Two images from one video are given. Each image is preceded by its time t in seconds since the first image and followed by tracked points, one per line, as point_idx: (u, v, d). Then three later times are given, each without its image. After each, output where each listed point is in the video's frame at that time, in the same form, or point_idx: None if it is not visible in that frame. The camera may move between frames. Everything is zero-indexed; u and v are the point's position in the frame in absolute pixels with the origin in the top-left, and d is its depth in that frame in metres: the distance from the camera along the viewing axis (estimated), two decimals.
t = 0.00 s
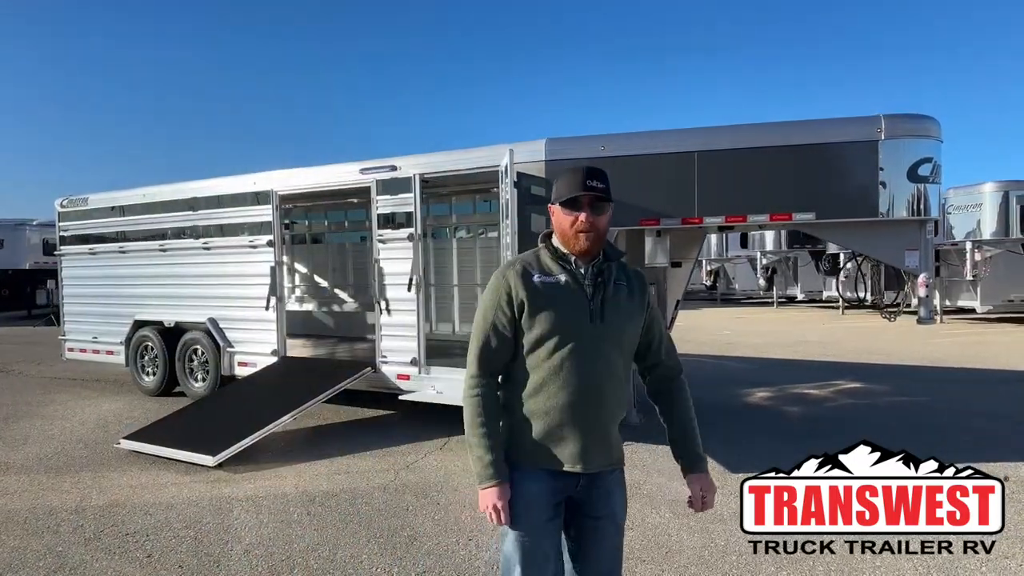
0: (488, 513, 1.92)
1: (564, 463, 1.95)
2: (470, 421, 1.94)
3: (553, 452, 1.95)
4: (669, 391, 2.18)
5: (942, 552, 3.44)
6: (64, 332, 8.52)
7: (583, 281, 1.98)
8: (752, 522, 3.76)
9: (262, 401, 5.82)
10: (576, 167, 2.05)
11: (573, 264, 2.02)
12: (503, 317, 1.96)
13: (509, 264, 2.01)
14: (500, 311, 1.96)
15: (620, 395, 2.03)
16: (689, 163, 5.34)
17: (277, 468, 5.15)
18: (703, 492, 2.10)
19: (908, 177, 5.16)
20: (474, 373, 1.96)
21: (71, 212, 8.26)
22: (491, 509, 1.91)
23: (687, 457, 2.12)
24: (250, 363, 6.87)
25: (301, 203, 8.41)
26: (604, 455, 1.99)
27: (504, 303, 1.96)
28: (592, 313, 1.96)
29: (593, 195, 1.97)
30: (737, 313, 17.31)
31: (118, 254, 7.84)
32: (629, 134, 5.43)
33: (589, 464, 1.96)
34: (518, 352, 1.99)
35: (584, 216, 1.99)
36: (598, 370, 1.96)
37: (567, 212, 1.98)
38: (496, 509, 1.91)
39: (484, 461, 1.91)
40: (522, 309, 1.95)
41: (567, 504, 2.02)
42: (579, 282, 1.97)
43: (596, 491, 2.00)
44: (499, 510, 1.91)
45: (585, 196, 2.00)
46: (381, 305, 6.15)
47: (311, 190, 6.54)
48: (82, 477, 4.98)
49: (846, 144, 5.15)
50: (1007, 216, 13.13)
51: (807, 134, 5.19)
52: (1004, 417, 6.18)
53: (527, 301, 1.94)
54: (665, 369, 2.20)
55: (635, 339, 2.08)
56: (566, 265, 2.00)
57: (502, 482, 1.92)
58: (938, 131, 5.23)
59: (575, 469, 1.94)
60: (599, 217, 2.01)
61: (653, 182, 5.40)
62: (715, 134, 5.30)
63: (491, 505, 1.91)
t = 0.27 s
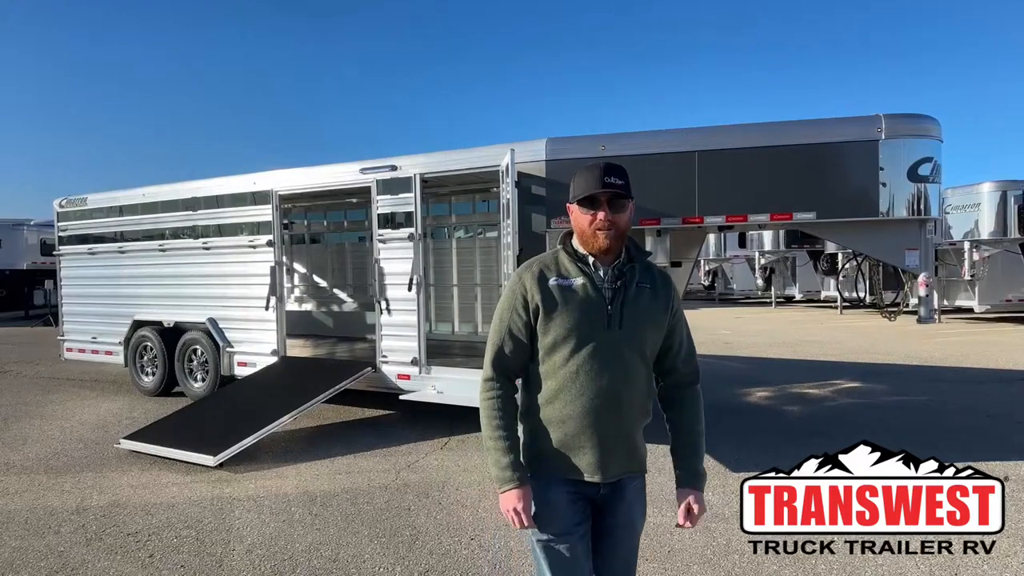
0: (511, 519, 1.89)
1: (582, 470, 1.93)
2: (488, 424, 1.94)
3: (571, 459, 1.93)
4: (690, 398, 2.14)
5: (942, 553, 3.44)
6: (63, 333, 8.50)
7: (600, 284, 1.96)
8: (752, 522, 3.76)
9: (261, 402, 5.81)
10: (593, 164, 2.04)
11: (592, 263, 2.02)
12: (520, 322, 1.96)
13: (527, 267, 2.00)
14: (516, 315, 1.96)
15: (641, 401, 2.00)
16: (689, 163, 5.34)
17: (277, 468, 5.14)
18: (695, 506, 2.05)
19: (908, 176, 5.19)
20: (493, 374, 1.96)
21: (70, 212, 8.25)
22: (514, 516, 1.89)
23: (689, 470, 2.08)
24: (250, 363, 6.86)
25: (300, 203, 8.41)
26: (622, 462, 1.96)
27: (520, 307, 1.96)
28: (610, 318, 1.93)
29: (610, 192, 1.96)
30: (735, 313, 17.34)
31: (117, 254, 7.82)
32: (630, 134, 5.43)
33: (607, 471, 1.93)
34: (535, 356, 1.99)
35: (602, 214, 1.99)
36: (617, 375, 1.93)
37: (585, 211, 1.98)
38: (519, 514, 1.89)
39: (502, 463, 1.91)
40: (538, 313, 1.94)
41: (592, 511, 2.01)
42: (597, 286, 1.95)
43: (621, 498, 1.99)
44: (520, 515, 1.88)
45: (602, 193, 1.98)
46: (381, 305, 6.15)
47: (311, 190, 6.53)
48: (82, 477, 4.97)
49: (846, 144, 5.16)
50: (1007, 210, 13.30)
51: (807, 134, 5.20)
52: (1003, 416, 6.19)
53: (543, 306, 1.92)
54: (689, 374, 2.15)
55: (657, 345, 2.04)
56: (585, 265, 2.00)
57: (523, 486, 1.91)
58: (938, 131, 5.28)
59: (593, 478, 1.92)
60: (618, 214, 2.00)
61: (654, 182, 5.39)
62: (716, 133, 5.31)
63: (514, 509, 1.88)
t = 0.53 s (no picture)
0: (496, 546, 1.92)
1: (601, 482, 1.87)
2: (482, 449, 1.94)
3: (591, 472, 1.88)
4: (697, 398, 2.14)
5: (942, 553, 3.44)
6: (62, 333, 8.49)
7: (603, 288, 1.93)
8: (751, 522, 3.76)
9: (261, 402, 5.80)
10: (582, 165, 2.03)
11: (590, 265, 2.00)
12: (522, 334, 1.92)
13: (523, 277, 1.97)
14: (517, 328, 1.93)
15: (654, 406, 1.97)
16: (689, 162, 5.34)
17: (277, 468, 5.14)
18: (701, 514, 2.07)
19: (907, 176, 5.19)
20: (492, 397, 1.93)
21: (68, 212, 8.24)
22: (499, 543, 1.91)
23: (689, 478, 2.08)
24: (250, 363, 6.86)
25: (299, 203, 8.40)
26: (641, 470, 1.92)
27: (521, 319, 1.92)
28: (618, 321, 1.91)
29: (602, 190, 1.94)
30: (734, 313, 17.35)
31: (116, 254, 7.81)
32: (630, 134, 5.42)
33: (627, 481, 1.89)
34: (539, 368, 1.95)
35: (595, 214, 1.98)
36: (628, 380, 1.89)
37: (578, 212, 1.97)
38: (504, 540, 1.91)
39: (494, 492, 1.91)
40: (541, 323, 1.90)
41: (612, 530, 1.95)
42: (601, 290, 1.93)
43: (641, 511, 1.94)
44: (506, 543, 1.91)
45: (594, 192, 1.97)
46: (381, 305, 6.15)
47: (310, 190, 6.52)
48: (82, 477, 4.96)
49: (846, 144, 5.16)
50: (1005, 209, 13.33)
51: (808, 133, 5.20)
52: (1003, 416, 6.19)
53: (546, 315, 1.89)
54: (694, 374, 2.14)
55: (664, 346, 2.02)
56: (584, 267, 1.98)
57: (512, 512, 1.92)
58: (938, 130, 5.28)
59: (613, 489, 1.87)
60: (611, 212, 1.99)
61: (654, 182, 5.38)
62: (716, 133, 5.30)
63: (500, 538, 1.91)
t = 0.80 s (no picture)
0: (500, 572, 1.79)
1: (601, 489, 1.85)
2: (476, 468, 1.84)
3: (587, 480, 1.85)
4: (693, 396, 2.12)
5: (942, 553, 3.44)
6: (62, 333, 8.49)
7: (593, 289, 1.90)
8: (752, 522, 3.76)
9: (261, 402, 5.80)
10: (563, 160, 2.00)
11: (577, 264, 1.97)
12: (511, 341, 1.87)
13: (508, 282, 1.92)
14: (506, 335, 1.88)
15: (650, 409, 1.94)
16: (689, 162, 5.34)
17: (277, 468, 5.14)
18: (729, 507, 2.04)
19: (908, 176, 5.19)
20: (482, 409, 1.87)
21: (68, 212, 8.24)
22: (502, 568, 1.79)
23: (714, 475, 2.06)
24: (250, 363, 6.86)
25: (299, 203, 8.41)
26: (640, 474, 1.89)
27: (509, 326, 1.88)
28: (610, 324, 1.88)
29: (585, 186, 1.91)
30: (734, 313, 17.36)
31: (116, 253, 7.81)
32: (630, 134, 5.42)
33: (627, 486, 1.86)
34: (530, 376, 1.91)
35: (579, 212, 1.95)
36: (622, 382, 1.87)
37: (561, 211, 1.94)
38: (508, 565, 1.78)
39: (491, 513, 1.81)
40: (530, 330, 1.86)
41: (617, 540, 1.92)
42: (590, 292, 1.90)
43: (648, 520, 1.89)
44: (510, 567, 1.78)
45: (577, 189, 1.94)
46: (381, 304, 6.15)
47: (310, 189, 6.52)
48: (82, 477, 4.96)
49: (847, 144, 5.16)
50: (1005, 211, 13.29)
51: (808, 133, 5.19)
52: (1003, 416, 6.19)
53: (535, 321, 1.85)
54: (688, 372, 2.13)
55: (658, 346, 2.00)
56: (570, 267, 1.94)
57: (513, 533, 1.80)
58: (938, 130, 5.26)
59: (613, 496, 1.85)
60: (595, 209, 1.96)
61: (654, 182, 5.38)
62: (716, 133, 5.30)
63: (502, 562, 1.78)
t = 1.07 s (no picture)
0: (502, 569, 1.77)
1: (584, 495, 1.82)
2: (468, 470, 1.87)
3: (573, 483, 1.82)
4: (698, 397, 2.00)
5: (942, 552, 3.44)
6: (61, 332, 8.48)
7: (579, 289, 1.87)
8: (752, 522, 3.75)
9: (261, 401, 5.79)
10: (552, 152, 1.93)
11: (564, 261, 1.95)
12: (495, 342, 1.88)
13: (495, 283, 1.93)
14: (491, 336, 1.89)
15: (644, 411, 1.87)
16: (689, 162, 5.34)
17: (277, 468, 5.13)
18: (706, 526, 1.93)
19: (908, 176, 5.19)
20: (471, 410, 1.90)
21: (68, 212, 8.23)
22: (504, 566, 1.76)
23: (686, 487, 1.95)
24: (250, 363, 6.85)
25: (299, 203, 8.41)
26: (629, 482, 1.83)
27: (494, 327, 1.89)
28: (595, 323, 1.83)
29: (573, 181, 1.86)
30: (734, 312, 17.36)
31: (115, 253, 7.81)
32: (629, 133, 5.40)
33: (613, 494, 1.81)
34: (517, 376, 1.91)
35: (567, 208, 1.90)
36: (608, 386, 1.81)
37: (550, 207, 1.90)
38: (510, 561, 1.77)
39: (484, 509, 1.83)
40: (513, 330, 1.86)
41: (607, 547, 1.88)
42: (574, 291, 1.86)
43: (637, 527, 1.84)
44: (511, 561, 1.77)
45: (565, 183, 1.89)
46: (381, 304, 6.14)
47: (310, 189, 6.52)
48: (82, 476, 4.96)
49: (847, 143, 5.16)
50: (1005, 209, 13.31)
51: (807, 132, 5.19)
52: (1003, 415, 6.19)
53: (517, 322, 1.84)
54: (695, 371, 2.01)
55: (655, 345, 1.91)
56: (556, 265, 1.93)
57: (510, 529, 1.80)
58: (938, 130, 5.26)
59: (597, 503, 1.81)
60: (584, 205, 1.91)
61: (653, 181, 5.37)
62: (716, 133, 5.30)
63: (503, 560, 1.77)
